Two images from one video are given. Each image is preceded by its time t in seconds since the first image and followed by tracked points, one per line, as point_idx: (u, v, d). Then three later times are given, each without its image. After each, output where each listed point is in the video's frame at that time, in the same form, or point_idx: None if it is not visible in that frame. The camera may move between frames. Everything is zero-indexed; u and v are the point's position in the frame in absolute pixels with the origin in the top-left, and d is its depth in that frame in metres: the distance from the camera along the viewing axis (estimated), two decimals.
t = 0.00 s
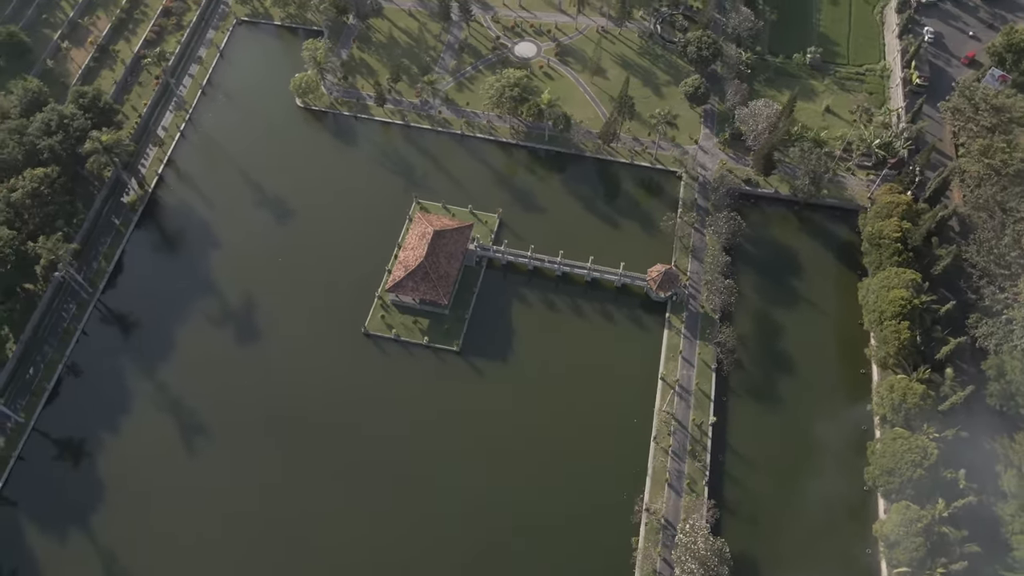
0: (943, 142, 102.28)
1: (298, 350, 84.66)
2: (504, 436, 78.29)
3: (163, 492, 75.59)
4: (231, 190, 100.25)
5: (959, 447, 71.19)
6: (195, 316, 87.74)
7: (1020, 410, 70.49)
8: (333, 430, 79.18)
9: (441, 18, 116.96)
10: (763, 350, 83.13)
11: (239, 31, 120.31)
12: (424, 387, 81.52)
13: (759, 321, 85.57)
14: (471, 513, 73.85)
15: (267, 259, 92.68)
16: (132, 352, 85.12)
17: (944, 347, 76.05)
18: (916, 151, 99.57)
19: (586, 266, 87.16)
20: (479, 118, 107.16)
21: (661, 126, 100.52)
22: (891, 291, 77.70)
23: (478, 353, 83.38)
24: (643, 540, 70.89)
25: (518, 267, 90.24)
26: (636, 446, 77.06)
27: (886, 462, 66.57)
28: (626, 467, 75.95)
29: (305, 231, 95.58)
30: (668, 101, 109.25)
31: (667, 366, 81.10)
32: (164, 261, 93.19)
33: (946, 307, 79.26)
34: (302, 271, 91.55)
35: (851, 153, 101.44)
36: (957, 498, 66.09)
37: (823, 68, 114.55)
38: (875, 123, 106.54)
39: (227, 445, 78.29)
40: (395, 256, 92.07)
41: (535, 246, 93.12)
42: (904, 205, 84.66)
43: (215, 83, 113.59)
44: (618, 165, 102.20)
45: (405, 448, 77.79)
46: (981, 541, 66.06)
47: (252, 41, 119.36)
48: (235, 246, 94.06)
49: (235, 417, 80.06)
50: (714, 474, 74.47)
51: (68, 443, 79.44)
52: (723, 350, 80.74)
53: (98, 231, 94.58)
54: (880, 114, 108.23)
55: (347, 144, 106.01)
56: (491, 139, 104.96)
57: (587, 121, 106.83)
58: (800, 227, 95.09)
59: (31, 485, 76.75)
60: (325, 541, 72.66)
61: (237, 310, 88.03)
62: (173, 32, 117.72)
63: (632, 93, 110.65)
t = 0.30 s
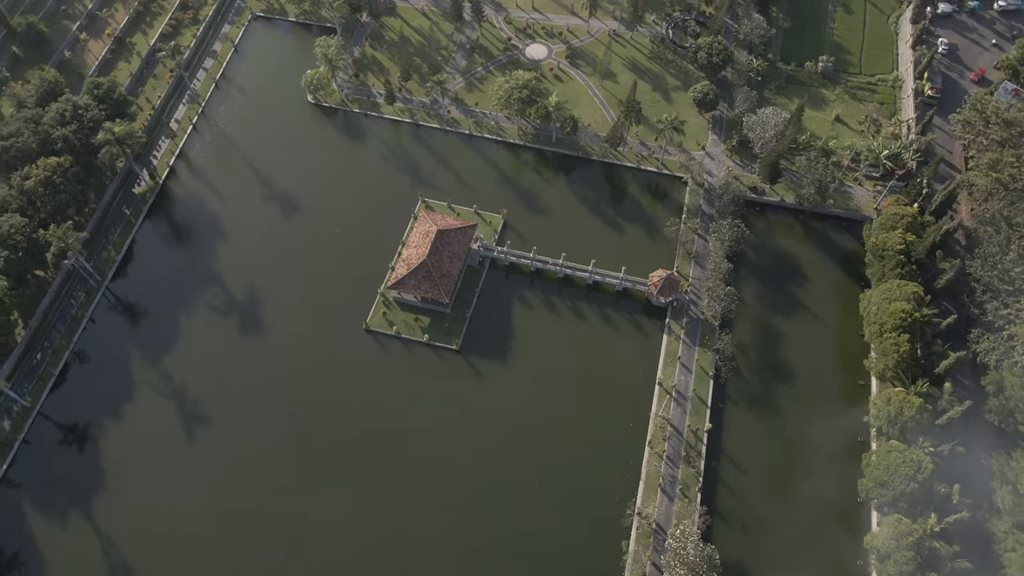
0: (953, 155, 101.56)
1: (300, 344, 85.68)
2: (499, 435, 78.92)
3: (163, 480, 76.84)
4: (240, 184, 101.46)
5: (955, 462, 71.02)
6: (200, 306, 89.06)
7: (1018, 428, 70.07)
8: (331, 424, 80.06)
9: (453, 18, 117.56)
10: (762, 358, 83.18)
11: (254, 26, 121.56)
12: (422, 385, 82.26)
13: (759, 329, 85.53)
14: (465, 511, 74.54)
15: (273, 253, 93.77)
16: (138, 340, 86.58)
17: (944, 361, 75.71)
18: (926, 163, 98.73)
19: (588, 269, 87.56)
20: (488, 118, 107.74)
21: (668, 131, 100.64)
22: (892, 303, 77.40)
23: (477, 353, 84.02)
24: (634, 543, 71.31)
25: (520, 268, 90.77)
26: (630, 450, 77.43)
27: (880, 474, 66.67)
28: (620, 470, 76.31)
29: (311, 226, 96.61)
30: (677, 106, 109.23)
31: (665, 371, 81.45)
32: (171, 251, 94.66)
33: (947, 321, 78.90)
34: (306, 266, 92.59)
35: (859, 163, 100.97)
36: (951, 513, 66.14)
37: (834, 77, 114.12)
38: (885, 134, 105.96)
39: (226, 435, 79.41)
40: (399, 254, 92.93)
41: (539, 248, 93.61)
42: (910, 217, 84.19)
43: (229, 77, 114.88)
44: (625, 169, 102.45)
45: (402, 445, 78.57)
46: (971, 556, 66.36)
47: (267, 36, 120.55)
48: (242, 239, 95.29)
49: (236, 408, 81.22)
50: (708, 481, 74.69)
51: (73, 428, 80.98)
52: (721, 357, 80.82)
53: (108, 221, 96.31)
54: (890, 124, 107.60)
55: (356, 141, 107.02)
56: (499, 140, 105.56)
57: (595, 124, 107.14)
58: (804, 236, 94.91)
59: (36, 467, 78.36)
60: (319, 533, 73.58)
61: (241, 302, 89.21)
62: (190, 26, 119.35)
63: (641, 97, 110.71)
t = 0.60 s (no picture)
0: (962, 168, 100.88)
1: (302, 338, 86.75)
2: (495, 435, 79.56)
3: (163, 467, 78.14)
4: (249, 178, 102.71)
5: (949, 477, 70.87)
6: (205, 298, 90.38)
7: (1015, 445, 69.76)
8: (329, 418, 81.07)
9: (466, 18, 118.16)
10: (760, 366, 83.21)
11: (270, 22, 122.84)
12: (420, 382, 83.08)
13: (759, 338, 85.57)
14: (457, 508, 75.28)
15: (279, 247, 94.95)
16: (143, 329, 88.00)
17: (942, 376, 75.46)
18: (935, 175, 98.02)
19: (590, 272, 87.97)
20: (496, 119, 108.32)
21: (674, 137, 100.76)
22: (892, 316, 77.23)
23: (477, 352, 84.68)
24: (625, 546, 71.72)
25: (522, 270, 91.31)
26: (625, 454, 77.84)
27: (873, 487, 66.76)
28: (614, 473, 76.73)
29: (318, 222, 97.68)
30: (686, 111, 109.24)
31: (663, 376, 81.73)
32: (179, 243, 96.06)
33: (948, 335, 78.58)
34: (311, 261, 93.65)
35: (867, 173, 100.54)
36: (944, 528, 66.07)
37: (845, 86, 113.68)
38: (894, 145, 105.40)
39: (226, 426, 80.60)
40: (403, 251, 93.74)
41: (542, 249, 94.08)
42: (914, 230, 83.86)
43: (242, 72, 116.19)
44: (630, 173, 102.69)
45: (398, 441, 79.39)
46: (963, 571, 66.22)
47: (282, 32, 121.77)
48: (249, 232, 96.53)
49: (236, 398, 82.41)
50: (701, 487, 74.96)
51: (78, 413, 82.51)
52: (719, 364, 80.93)
53: (118, 211, 97.78)
54: (900, 135, 107.05)
55: (365, 138, 108.03)
56: (506, 141, 106.12)
57: (603, 127, 107.42)
58: (808, 246, 94.75)
59: (41, 451, 79.96)
60: (313, 525, 74.60)
61: (246, 295, 90.42)
62: (206, 20, 120.83)
63: (650, 101, 110.85)
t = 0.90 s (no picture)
0: (971, 182, 100.23)
1: (304, 332, 87.83)
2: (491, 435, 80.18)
3: (164, 455, 79.44)
4: (258, 172, 103.94)
5: (945, 492, 70.81)
6: (211, 290, 91.67)
7: (1011, 462, 69.56)
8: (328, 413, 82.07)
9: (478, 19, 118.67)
10: (758, 374, 83.27)
11: (285, 18, 123.96)
12: (419, 379, 83.88)
13: (758, 346, 85.61)
14: (451, 506, 76.05)
15: (285, 241, 96.07)
16: (149, 319, 89.41)
17: (941, 390, 75.21)
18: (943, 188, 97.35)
19: (592, 276, 88.38)
20: (504, 120, 108.85)
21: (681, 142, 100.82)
22: (893, 328, 77.02)
23: (476, 351, 85.37)
24: (615, 549, 72.19)
25: (525, 271, 91.82)
26: (619, 457, 78.19)
27: (867, 499, 66.86)
28: (607, 476, 77.12)
29: (324, 218, 98.71)
30: (694, 117, 109.23)
31: (660, 382, 82.03)
32: (188, 234, 97.45)
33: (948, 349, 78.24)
34: (316, 256, 94.68)
35: (874, 184, 100.08)
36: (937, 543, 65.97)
37: (856, 96, 113.20)
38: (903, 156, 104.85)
39: (227, 416, 81.82)
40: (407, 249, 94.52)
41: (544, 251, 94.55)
42: (919, 243, 83.48)
43: (256, 66, 117.42)
44: (636, 177, 102.87)
45: (395, 437, 80.25)
46: None
47: (296, 28, 122.85)
48: (256, 226, 97.73)
49: (237, 390, 83.58)
50: (694, 493, 75.27)
51: (83, 399, 84.04)
52: (717, 371, 81.15)
53: (129, 201, 99.37)
54: (909, 147, 106.52)
55: (374, 136, 108.95)
56: (514, 142, 106.65)
57: (610, 131, 107.67)
58: (812, 256, 94.57)
59: (45, 435, 81.54)
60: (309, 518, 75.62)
61: (250, 288, 91.62)
62: (221, 15, 122.16)
63: (659, 106, 110.89)
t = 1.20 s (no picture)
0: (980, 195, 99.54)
1: (307, 327, 88.90)
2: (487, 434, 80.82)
3: (165, 444, 80.78)
4: (268, 166, 105.20)
5: (939, 507, 70.84)
6: (217, 282, 93.00)
7: (1007, 479, 69.35)
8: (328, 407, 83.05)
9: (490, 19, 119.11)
10: (756, 383, 83.32)
11: (300, 15, 125.16)
12: (419, 377, 84.69)
13: (757, 354, 85.65)
14: (446, 504, 76.79)
15: (292, 236, 97.19)
16: (156, 309, 90.86)
17: (939, 404, 74.93)
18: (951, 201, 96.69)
19: (593, 279, 88.82)
20: (513, 122, 109.39)
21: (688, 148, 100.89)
22: (892, 340, 76.87)
23: (476, 350, 86.09)
24: (606, 552, 72.69)
25: (527, 272, 92.36)
26: (614, 461, 78.61)
27: (858, 510, 67.00)
28: (601, 479, 77.56)
29: (331, 214, 99.74)
30: (703, 124, 109.20)
31: (657, 386, 82.34)
32: (196, 226, 98.85)
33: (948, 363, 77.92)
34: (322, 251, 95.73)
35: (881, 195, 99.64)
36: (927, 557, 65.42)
37: (867, 106, 112.71)
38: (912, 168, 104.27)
39: (228, 407, 83.05)
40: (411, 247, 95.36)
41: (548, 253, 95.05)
42: (923, 255, 83.13)
43: (270, 62, 118.67)
44: (642, 181, 103.09)
45: (394, 434, 81.09)
46: None
47: (311, 25, 124.02)
48: (263, 220, 98.97)
49: (239, 381, 84.79)
50: (687, 499, 75.59)
51: (89, 385, 85.61)
52: (715, 378, 81.58)
53: (140, 192, 100.80)
54: (918, 159, 105.96)
55: (383, 134, 109.83)
56: (521, 144, 107.18)
57: (618, 135, 107.94)
58: (816, 265, 94.40)
59: (51, 420, 83.15)
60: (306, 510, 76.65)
61: (256, 281, 92.85)
62: (237, 10, 123.52)
63: (668, 111, 110.98)
